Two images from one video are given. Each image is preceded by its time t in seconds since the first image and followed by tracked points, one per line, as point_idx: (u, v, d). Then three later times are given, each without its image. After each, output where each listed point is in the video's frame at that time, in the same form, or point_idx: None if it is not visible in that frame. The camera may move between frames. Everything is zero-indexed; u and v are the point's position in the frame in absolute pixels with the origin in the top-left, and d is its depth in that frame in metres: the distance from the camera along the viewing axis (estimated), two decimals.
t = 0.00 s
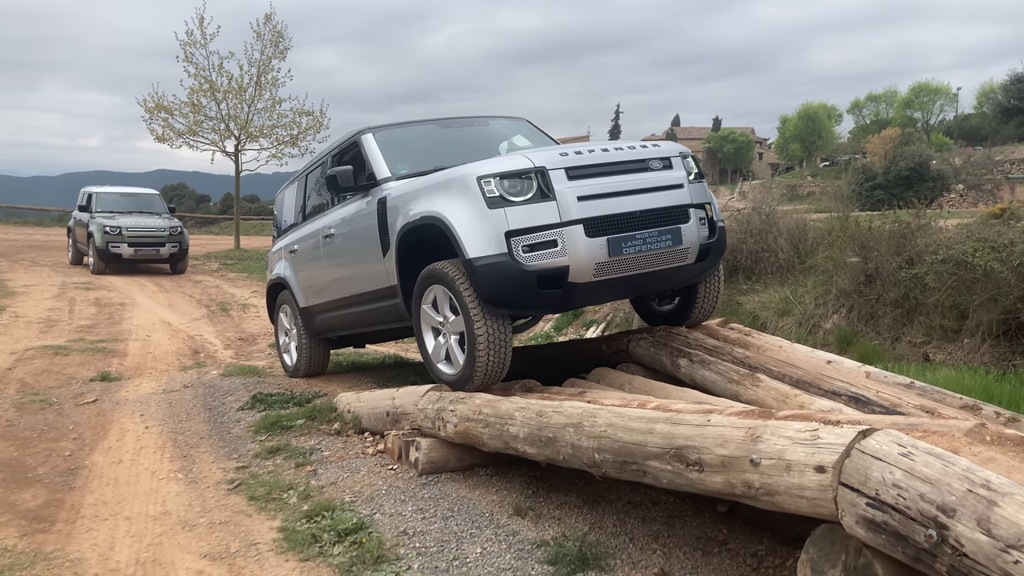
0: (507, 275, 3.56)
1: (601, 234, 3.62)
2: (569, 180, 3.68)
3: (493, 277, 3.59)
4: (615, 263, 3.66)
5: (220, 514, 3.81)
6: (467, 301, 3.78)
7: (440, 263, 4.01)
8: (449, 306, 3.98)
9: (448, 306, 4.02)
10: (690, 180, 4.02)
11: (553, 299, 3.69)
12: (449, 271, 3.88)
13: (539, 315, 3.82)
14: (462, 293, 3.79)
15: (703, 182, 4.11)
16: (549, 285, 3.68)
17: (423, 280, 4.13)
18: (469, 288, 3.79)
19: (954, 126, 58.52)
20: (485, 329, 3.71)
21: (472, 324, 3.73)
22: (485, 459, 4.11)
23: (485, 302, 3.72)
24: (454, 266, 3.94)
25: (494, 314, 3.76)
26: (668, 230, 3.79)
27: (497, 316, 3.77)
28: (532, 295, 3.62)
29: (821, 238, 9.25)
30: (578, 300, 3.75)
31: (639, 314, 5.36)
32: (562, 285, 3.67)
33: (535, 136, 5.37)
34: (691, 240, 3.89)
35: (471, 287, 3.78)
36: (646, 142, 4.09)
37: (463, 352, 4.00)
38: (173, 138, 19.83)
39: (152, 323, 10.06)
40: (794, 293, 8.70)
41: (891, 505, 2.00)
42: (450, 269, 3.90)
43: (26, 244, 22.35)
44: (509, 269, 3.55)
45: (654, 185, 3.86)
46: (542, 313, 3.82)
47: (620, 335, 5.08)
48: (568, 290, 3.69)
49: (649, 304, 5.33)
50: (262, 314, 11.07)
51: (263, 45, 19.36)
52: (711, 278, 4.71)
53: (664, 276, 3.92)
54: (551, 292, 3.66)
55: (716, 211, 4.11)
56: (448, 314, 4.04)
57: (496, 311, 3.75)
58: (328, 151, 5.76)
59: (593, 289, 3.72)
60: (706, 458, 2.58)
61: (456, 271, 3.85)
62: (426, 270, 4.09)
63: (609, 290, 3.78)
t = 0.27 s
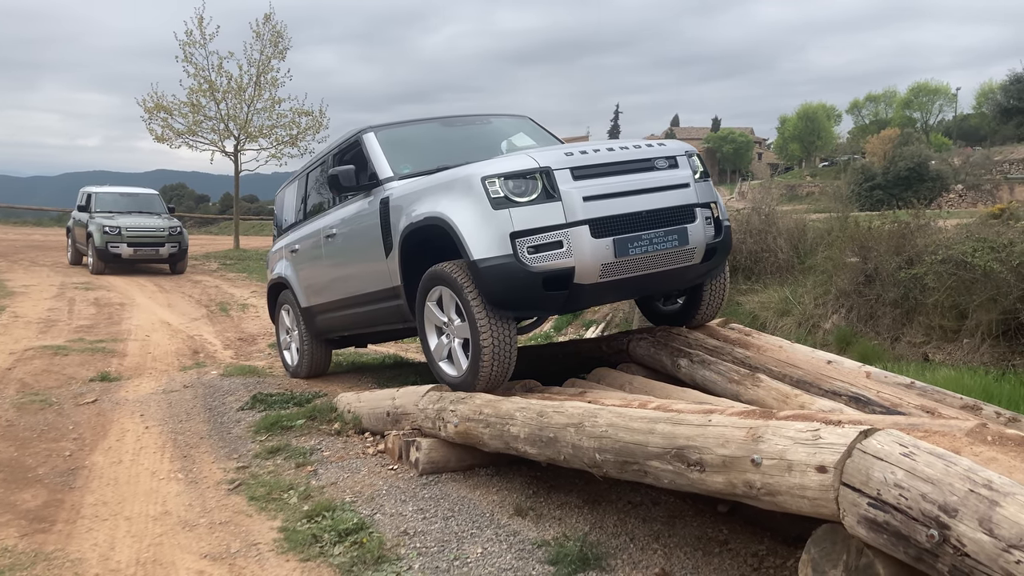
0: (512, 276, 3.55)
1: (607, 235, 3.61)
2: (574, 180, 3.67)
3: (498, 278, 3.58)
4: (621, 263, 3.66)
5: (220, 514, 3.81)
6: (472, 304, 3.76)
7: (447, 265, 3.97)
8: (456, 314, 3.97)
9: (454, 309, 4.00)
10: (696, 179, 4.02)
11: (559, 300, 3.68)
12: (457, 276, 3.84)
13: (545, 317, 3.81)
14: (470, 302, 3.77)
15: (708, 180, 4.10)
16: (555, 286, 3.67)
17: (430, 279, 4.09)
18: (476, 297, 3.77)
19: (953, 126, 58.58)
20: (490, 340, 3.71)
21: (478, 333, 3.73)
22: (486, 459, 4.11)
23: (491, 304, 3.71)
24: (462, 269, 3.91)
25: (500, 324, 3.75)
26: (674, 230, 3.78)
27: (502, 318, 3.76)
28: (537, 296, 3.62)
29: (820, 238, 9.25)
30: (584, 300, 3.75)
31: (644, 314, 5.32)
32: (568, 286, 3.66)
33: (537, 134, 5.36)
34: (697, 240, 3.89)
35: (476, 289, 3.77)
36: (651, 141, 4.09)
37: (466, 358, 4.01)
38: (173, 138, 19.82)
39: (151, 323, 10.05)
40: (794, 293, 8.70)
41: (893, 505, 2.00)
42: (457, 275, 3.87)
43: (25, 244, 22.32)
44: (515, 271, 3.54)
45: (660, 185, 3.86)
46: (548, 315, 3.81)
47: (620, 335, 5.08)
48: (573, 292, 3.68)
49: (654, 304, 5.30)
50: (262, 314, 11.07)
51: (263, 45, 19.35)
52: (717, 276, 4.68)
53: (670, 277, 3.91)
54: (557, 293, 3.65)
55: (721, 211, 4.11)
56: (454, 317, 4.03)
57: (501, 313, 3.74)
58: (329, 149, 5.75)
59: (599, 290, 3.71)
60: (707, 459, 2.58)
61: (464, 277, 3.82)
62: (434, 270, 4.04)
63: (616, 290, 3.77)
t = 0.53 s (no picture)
0: (518, 277, 3.55)
1: (613, 235, 3.60)
2: (580, 180, 3.66)
3: (504, 279, 3.57)
4: (628, 264, 3.65)
5: (221, 514, 3.80)
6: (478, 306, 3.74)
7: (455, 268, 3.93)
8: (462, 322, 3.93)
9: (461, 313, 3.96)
10: (703, 178, 4.00)
11: (565, 301, 3.67)
12: (467, 282, 3.79)
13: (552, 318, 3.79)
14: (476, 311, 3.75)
15: (715, 179, 4.09)
16: (561, 287, 3.66)
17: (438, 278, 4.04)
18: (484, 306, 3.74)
19: (953, 126, 58.59)
20: (495, 346, 3.70)
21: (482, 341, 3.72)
22: (487, 459, 4.10)
23: (496, 306, 3.70)
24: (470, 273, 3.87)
25: (506, 334, 3.72)
26: (681, 230, 3.77)
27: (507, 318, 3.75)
28: (543, 297, 3.61)
29: (820, 238, 9.25)
30: (590, 301, 3.74)
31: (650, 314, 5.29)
32: (574, 287, 3.65)
33: (540, 132, 5.36)
34: (705, 239, 3.87)
35: (482, 292, 3.75)
36: (657, 140, 4.08)
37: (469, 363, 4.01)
38: (172, 138, 19.81)
39: (151, 323, 10.05)
40: (793, 293, 8.70)
41: (896, 505, 2.00)
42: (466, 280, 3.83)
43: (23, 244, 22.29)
44: (521, 271, 3.54)
45: (667, 184, 3.84)
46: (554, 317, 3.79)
47: (621, 334, 5.08)
48: (580, 292, 3.67)
49: (660, 305, 5.25)
50: (262, 313, 11.06)
51: (262, 45, 19.34)
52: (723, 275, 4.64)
53: (677, 277, 3.90)
54: (563, 294, 3.65)
55: (729, 209, 4.08)
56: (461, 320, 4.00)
57: (507, 315, 3.73)
58: (331, 148, 5.74)
59: (605, 291, 3.70)
60: (710, 459, 2.57)
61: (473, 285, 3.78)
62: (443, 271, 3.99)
63: (622, 291, 3.76)
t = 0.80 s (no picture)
0: (523, 277, 3.53)
1: (618, 235, 3.58)
2: (584, 179, 3.65)
3: (508, 280, 3.55)
4: (633, 263, 3.63)
5: (218, 515, 3.78)
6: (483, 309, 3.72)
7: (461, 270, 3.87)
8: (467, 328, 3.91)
9: (465, 316, 3.93)
10: (707, 176, 3.99)
11: (569, 301, 3.65)
12: (472, 286, 3.76)
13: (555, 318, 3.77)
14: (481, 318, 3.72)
15: (720, 177, 4.08)
16: (565, 287, 3.64)
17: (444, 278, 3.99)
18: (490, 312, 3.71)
19: (949, 126, 58.71)
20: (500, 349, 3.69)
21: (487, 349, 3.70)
22: (485, 458, 4.09)
23: (500, 306, 3.68)
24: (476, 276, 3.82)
25: (512, 341, 3.69)
26: (686, 229, 3.76)
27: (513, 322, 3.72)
28: (547, 297, 3.59)
29: (817, 237, 9.26)
30: (595, 301, 3.72)
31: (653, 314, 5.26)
32: (579, 287, 3.63)
33: (541, 130, 5.35)
34: (709, 238, 3.86)
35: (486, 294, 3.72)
36: (662, 138, 4.07)
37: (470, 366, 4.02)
38: (169, 138, 19.77)
39: (148, 323, 10.02)
40: (791, 292, 8.71)
41: (896, 505, 1.99)
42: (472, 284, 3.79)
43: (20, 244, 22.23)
44: (525, 272, 3.52)
45: (671, 182, 3.83)
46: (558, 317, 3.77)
47: (619, 334, 5.08)
48: (584, 292, 3.65)
49: (663, 305, 5.22)
50: (259, 313, 11.04)
51: (260, 45, 19.31)
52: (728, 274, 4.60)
53: (682, 276, 3.88)
54: (568, 294, 3.63)
55: (733, 208, 4.08)
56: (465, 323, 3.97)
57: (511, 316, 3.71)
58: (331, 146, 5.72)
59: (610, 291, 3.68)
60: (709, 458, 2.56)
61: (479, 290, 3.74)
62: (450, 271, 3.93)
63: (627, 290, 3.75)
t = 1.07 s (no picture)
0: (526, 277, 3.51)
1: (623, 234, 3.56)
2: (588, 178, 3.63)
3: (512, 280, 3.54)
4: (637, 263, 3.61)
5: (214, 517, 3.77)
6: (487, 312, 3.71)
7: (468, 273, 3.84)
8: (470, 333, 3.91)
9: (469, 320, 3.92)
10: (712, 175, 3.99)
11: (574, 301, 3.63)
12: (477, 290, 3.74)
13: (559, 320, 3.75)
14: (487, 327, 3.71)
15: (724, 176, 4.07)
16: (569, 288, 3.62)
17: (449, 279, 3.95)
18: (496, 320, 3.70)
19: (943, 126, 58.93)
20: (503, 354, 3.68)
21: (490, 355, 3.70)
22: (481, 459, 4.08)
23: (504, 307, 3.66)
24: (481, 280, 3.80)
25: (517, 350, 3.70)
26: (691, 229, 3.74)
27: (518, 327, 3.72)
28: (552, 298, 3.57)
29: (812, 237, 9.27)
30: (600, 302, 3.69)
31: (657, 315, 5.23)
32: (583, 287, 3.61)
33: (542, 129, 5.35)
34: (714, 238, 3.85)
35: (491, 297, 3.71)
36: (666, 136, 4.07)
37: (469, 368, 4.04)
38: (164, 138, 19.70)
39: (143, 324, 9.99)
40: (786, 292, 8.74)
41: (893, 505, 2.00)
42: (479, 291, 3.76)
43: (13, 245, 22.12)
44: (528, 273, 3.50)
45: (676, 181, 3.82)
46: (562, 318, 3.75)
47: (615, 334, 5.09)
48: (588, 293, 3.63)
49: (665, 305, 5.17)
50: (254, 314, 11.00)
51: (254, 45, 19.26)
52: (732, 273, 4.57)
53: (687, 276, 3.87)
54: (572, 294, 3.60)
55: (737, 207, 4.07)
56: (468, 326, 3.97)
57: (514, 317, 3.69)
58: (328, 146, 5.70)
59: (615, 291, 3.66)
60: (706, 459, 2.56)
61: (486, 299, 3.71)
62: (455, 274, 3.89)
63: (632, 291, 3.72)
